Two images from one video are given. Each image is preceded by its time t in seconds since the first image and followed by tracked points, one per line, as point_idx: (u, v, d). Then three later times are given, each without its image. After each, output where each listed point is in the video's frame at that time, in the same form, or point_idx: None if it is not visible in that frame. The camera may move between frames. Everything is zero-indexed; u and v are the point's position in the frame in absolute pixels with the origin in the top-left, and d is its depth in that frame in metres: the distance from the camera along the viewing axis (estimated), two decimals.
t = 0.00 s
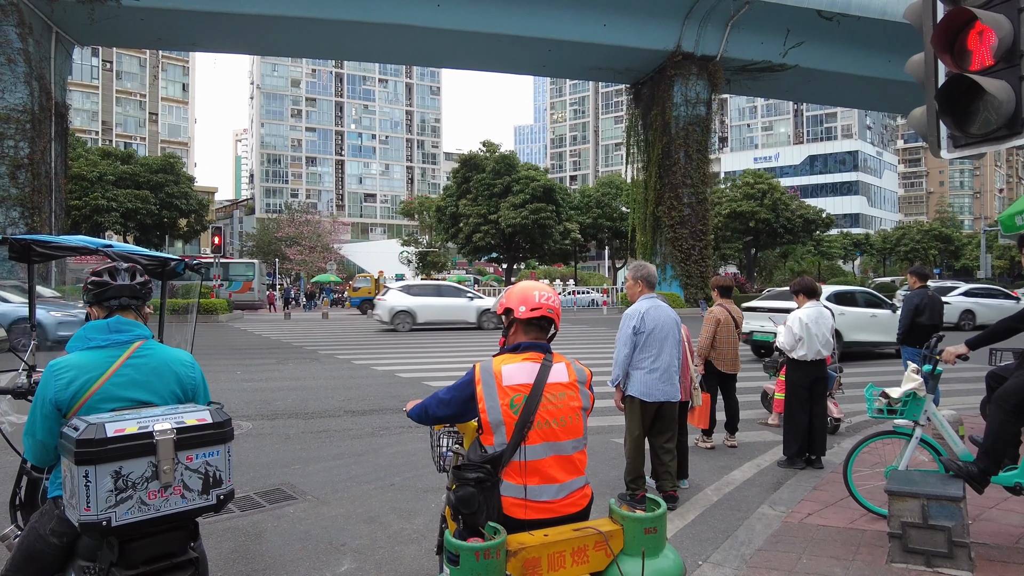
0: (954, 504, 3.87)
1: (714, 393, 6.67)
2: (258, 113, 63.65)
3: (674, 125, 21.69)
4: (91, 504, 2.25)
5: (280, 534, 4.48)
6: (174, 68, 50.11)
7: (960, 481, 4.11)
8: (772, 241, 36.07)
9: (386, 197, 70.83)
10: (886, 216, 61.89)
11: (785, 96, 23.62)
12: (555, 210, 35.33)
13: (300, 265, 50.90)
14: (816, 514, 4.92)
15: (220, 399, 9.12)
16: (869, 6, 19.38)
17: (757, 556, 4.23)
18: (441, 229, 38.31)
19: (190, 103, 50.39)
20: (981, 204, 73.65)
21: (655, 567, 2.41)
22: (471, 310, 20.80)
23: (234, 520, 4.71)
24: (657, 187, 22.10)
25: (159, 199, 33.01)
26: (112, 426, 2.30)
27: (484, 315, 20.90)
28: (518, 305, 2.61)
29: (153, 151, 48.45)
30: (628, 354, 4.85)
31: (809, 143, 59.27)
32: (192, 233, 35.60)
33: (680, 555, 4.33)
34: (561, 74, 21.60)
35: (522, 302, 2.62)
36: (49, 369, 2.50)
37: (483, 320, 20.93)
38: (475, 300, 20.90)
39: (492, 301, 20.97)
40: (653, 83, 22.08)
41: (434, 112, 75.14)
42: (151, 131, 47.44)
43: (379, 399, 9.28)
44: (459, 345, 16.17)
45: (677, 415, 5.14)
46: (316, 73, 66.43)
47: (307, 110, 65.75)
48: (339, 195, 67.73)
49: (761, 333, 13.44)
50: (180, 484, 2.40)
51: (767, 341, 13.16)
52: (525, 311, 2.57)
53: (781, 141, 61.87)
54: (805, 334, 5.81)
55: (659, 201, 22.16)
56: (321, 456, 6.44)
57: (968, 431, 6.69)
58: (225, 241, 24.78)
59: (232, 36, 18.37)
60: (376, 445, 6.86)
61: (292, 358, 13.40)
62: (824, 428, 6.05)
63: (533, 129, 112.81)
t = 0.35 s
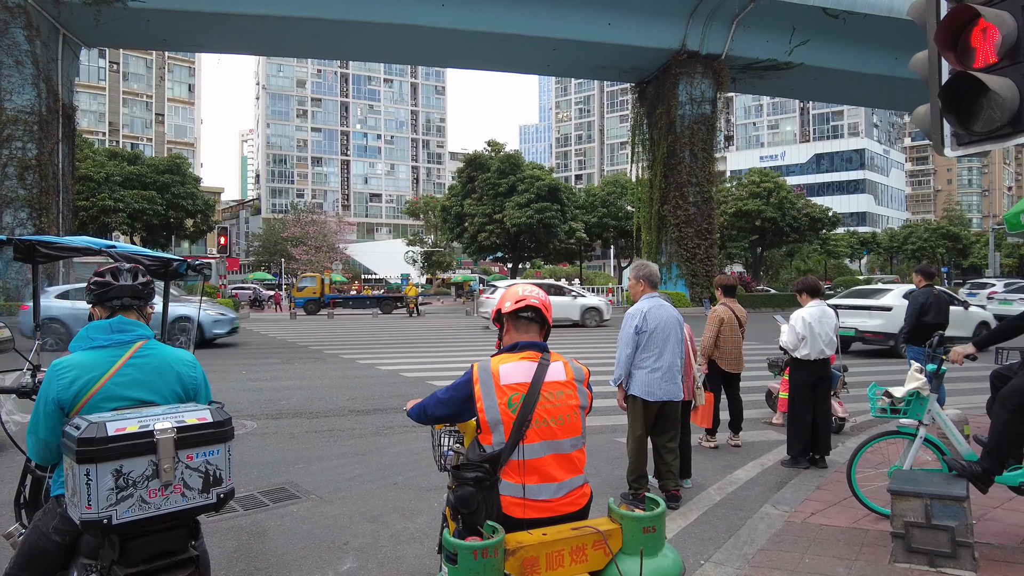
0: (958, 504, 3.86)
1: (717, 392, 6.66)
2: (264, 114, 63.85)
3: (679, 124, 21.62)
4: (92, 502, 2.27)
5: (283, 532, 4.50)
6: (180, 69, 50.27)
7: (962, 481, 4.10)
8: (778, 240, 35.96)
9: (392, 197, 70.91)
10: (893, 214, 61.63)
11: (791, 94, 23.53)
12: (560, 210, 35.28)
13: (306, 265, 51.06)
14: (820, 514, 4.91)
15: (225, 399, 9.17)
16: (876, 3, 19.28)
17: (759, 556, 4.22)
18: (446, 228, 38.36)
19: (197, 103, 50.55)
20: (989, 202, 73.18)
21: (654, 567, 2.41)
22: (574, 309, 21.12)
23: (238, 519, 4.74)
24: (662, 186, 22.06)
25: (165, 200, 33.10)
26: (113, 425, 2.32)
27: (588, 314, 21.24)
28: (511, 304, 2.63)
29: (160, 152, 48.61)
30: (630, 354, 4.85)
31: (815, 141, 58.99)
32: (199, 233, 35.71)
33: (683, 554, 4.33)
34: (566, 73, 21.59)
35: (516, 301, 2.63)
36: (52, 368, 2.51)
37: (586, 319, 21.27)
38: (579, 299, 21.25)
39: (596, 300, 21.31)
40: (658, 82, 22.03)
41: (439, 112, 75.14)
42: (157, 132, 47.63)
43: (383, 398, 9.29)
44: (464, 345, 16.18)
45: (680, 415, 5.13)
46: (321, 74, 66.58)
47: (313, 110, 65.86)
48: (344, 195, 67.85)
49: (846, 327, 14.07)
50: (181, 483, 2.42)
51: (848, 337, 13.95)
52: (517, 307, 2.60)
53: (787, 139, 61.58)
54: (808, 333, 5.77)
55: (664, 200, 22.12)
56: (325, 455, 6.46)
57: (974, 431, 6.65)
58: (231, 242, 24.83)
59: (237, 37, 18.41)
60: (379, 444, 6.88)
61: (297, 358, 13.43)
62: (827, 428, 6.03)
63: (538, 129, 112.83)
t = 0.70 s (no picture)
0: (959, 503, 3.83)
1: (719, 391, 6.62)
2: (268, 114, 64.01)
3: (683, 122, 21.55)
4: (84, 500, 2.27)
5: (283, 531, 4.50)
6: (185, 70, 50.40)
7: (964, 480, 4.07)
8: (783, 239, 35.83)
9: (396, 197, 70.91)
10: (898, 213, 61.37)
11: (796, 92, 23.43)
12: (564, 209, 35.22)
13: (310, 264, 51.15)
14: (821, 514, 4.88)
15: (227, 398, 9.16)
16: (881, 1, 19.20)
17: (759, 555, 4.21)
18: (450, 227, 38.36)
19: (201, 104, 50.65)
20: (995, 200, 72.77)
21: (648, 566, 2.40)
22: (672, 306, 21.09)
23: (238, 518, 4.74)
24: (666, 185, 21.99)
25: (170, 200, 33.21)
26: (105, 423, 2.32)
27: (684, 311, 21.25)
28: (510, 303, 2.61)
29: (164, 152, 48.71)
30: (630, 352, 4.83)
31: (820, 140, 58.78)
32: (203, 233, 35.76)
33: (682, 554, 4.31)
34: (569, 72, 21.55)
35: (515, 300, 2.61)
36: (46, 367, 2.52)
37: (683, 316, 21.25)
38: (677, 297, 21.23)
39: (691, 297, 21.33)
40: (662, 81, 21.96)
41: (443, 111, 75.13)
42: (162, 132, 47.74)
43: (385, 398, 9.27)
44: (467, 344, 16.14)
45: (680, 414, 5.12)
46: (324, 74, 66.69)
47: (317, 110, 66.03)
48: (349, 195, 67.97)
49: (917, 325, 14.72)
50: (173, 481, 2.41)
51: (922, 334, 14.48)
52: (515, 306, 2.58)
53: (791, 138, 61.42)
54: (810, 332, 5.74)
55: (668, 199, 22.04)
56: (325, 455, 6.45)
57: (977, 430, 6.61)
58: (235, 242, 24.80)
59: (241, 38, 18.44)
60: (380, 443, 6.87)
61: (300, 358, 13.42)
62: (830, 427, 5.99)
63: (542, 128, 112.78)
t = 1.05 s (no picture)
0: (961, 503, 3.81)
1: (721, 391, 6.60)
2: (271, 114, 64.10)
3: (686, 121, 21.49)
4: (81, 499, 2.26)
5: (283, 531, 4.50)
6: (188, 70, 50.49)
7: (966, 481, 4.05)
8: (786, 239, 35.75)
9: (399, 196, 70.96)
10: (902, 213, 61.20)
11: (799, 91, 23.37)
12: (567, 209, 35.18)
13: (313, 264, 51.24)
14: (822, 514, 4.87)
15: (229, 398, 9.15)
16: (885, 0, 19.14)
17: (759, 556, 4.19)
18: (453, 227, 38.38)
19: (204, 104, 50.75)
20: (1000, 199, 72.54)
21: (646, 566, 2.40)
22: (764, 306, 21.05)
23: (238, 517, 4.74)
24: (669, 185, 21.95)
25: (174, 200, 33.27)
26: (102, 423, 2.31)
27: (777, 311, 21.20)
28: (515, 303, 2.59)
29: (168, 152, 48.76)
30: (631, 352, 4.81)
31: (824, 139, 58.62)
32: (206, 233, 35.81)
33: (682, 555, 4.30)
34: (571, 72, 21.52)
35: (520, 301, 2.59)
36: (44, 366, 2.51)
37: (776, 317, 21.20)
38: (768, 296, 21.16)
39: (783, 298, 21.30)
40: (664, 81, 21.92)
41: (446, 111, 75.11)
42: (165, 132, 47.82)
43: (386, 397, 9.26)
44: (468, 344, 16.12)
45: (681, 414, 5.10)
46: (327, 74, 66.73)
47: (320, 110, 66.09)
48: (352, 195, 68.09)
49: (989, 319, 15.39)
50: (170, 480, 2.42)
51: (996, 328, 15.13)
52: (519, 307, 2.57)
53: (794, 137, 61.29)
54: (812, 332, 5.72)
55: (671, 198, 21.98)
56: (326, 454, 6.45)
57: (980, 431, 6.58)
58: (238, 241, 24.77)
59: (244, 38, 18.46)
60: (380, 443, 6.87)
61: (302, 357, 13.43)
62: (831, 427, 5.97)
63: (546, 128, 112.84)
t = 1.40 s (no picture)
0: (962, 504, 3.81)
1: (723, 391, 6.60)
2: (274, 114, 64.22)
3: (688, 122, 21.45)
4: (83, 497, 2.27)
5: (285, 530, 4.51)
6: (191, 70, 50.58)
7: (968, 481, 4.04)
8: (789, 239, 35.72)
9: (401, 196, 71.07)
10: (905, 213, 61.08)
11: (802, 91, 23.35)
12: (569, 209, 35.12)
13: (315, 264, 51.35)
14: (823, 514, 4.87)
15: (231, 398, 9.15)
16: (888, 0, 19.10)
17: (760, 556, 4.19)
18: (456, 227, 38.44)
19: (208, 104, 50.83)
20: (1004, 199, 72.32)
21: (647, 566, 2.40)
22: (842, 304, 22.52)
23: (241, 517, 4.75)
24: (671, 185, 21.92)
25: (177, 200, 33.33)
26: (104, 421, 2.33)
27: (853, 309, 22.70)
28: (520, 305, 2.58)
29: (171, 152, 48.85)
30: (632, 352, 4.82)
31: (827, 139, 58.49)
32: (209, 233, 35.87)
33: (683, 555, 4.30)
34: (574, 72, 21.51)
35: (524, 304, 2.58)
36: (46, 365, 2.53)
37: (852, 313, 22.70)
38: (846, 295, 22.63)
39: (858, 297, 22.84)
40: (667, 81, 21.91)
41: (448, 111, 75.13)
42: (168, 132, 47.89)
43: (388, 397, 9.27)
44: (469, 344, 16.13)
45: (683, 414, 5.11)
46: (330, 74, 66.84)
47: (322, 111, 66.13)
48: (354, 195, 68.15)
49: None
50: (172, 479, 2.43)
51: None
52: (523, 310, 2.56)
53: (798, 137, 61.14)
54: (813, 332, 5.71)
55: (674, 198, 21.96)
56: (328, 454, 6.46)
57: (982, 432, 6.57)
58: (240, 242, 24.79)
59: (246, 38, 18.48)
60: (382, 442, 6.88)
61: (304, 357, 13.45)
62: (833, 427, 5.97)
63: (548, 128, 112.94)
